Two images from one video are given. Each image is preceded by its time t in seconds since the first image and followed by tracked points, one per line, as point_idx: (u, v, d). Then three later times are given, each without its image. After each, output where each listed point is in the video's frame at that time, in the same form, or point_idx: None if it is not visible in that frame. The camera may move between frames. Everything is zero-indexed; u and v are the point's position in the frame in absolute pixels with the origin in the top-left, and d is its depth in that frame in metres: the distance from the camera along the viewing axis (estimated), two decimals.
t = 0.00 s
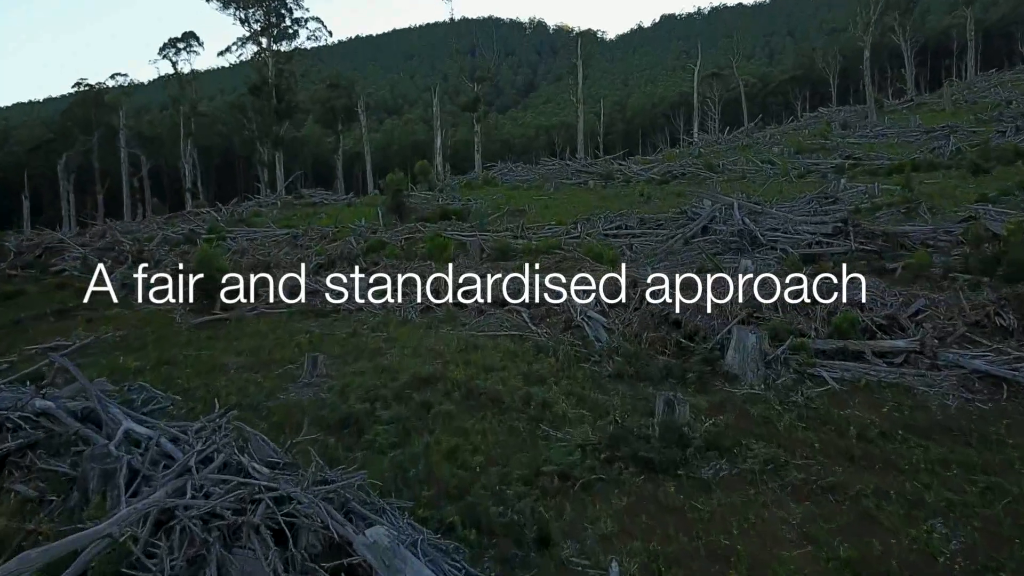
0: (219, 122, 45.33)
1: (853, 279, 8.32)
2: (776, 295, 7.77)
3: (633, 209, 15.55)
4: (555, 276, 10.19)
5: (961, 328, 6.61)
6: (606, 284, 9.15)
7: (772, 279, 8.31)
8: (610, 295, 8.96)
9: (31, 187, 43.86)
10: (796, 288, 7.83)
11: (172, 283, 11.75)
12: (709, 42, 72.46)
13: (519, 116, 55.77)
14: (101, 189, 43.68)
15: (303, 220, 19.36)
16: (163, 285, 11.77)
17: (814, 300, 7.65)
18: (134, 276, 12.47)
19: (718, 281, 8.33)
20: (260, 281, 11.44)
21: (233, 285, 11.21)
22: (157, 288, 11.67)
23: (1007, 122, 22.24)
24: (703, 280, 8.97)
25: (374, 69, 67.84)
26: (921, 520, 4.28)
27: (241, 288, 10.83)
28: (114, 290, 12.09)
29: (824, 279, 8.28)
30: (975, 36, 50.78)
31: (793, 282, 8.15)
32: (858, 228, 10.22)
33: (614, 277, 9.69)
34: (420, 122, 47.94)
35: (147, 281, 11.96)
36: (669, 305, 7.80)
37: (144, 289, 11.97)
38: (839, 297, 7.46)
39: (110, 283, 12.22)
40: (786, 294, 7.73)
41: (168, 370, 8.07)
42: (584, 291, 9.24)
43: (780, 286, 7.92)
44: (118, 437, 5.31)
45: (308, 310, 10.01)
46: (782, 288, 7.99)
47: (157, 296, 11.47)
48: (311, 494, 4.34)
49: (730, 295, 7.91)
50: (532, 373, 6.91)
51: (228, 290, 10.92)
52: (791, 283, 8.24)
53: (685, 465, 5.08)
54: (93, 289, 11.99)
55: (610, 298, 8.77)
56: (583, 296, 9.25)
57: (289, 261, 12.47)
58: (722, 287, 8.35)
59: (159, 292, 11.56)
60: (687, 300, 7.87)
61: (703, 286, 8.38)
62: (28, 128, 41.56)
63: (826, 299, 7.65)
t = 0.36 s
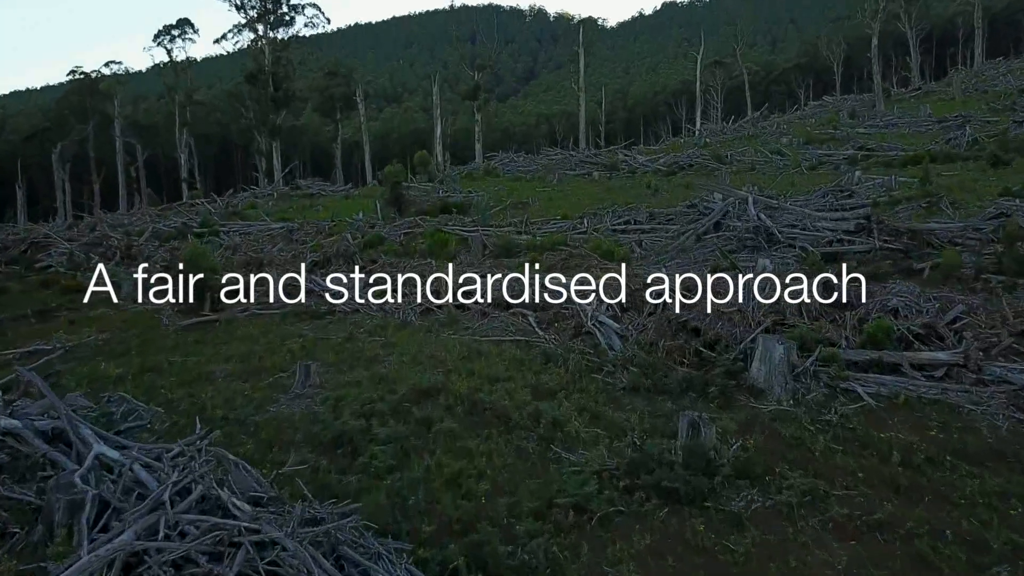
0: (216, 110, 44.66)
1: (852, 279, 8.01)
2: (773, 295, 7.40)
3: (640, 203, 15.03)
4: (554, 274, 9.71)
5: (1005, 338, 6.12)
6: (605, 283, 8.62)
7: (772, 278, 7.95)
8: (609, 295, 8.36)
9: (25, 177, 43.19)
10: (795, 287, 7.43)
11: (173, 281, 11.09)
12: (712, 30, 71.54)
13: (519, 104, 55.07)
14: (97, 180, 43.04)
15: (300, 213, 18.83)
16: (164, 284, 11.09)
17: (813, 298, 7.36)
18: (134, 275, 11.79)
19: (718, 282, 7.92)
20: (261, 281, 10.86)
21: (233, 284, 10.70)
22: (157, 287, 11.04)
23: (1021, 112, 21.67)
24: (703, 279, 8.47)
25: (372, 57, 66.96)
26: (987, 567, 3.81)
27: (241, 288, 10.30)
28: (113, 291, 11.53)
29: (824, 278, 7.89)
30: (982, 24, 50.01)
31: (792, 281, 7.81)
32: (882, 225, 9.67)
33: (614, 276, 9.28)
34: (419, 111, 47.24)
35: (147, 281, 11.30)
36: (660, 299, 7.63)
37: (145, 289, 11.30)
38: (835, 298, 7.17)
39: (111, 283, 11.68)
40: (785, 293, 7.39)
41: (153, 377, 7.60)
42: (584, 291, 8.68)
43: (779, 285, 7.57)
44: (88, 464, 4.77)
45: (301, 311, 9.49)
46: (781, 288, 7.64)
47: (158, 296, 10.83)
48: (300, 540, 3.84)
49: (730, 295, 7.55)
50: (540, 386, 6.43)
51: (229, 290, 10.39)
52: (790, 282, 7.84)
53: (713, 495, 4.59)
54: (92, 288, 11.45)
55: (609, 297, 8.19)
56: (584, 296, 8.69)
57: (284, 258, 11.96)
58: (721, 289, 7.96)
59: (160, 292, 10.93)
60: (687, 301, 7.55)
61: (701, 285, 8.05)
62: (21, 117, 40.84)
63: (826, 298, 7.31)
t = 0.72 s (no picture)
0: (213, 99, 43.97)
1: (849, 279, 7.79)
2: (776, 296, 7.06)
3: (647, 196, 14.49)
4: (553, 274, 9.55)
5: None
6: (605, 283, 8.17)
7: (772, 277, 7.65)
8: (608, 295, 7.94)
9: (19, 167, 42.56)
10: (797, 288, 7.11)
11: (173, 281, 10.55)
12: (714, 17, 70.54)
13: (518, 92, 54.33)
14: (92, 169, 42.41)
15: (296, 206, 18.28)
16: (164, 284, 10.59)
17: (812, 298, 7.05)
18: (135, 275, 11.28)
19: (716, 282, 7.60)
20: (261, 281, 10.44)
21: (232, 284, 10.37)
22: (157, 287, 10.52)
23: None
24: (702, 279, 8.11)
25: (370, 44, 66.02)
26: None
27: (242, 288, 9.86)
28: (114, 291, 10.90)
29: (823, 278, 7.70)
30: (988, 11, 49.20)
31: (792, 280, 7.51)
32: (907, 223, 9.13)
33: (611, 278, 8.93)
34: (418, 99, 46.53)
35: (147, 281, 10.82)
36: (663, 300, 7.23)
37: (145, 290, 10.85)
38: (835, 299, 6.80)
39: (111, 282, 11.08)
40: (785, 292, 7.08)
41: (132, 390, 7.04)
42: (584, 291, 8.22)
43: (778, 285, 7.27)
44: (49, 500, 4.24)
45: (295, 313, 8.97)
46: (780, 288, 7.33)
47: (158, 297, 10.30)
48: None
49: (729, 295, 7.36)
50: (549, 403, 5.94)
51: (229, 290, 10.02)
52: (790, 282, 7.52)
53: (747, 536, 4.11)
54: (92, 288, 10.88)
55: (609, 297, 7.83)
56: (584, 296, 8.20)
57: (276, 257, 11.48)
58: (721, 288, 7.62)
59: (160, 292, 10.36)
60: (688, 301, 7.13)
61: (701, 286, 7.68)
62: (15, 105, 40.16)
63: (826, 298, 6.96)
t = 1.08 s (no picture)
0: (211, 88, 43.28)
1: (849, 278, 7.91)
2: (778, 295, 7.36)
3: (656, 193, 13.97)
4: (551, 273, 9.62)
5: None
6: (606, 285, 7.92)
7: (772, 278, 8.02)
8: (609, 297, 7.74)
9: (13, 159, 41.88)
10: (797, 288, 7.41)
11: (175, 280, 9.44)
12: (716, 5, 69.54)
13: (519, 81, 53.57)
14: (86, 161, 41.71)
15: (292, 201, 17.73)
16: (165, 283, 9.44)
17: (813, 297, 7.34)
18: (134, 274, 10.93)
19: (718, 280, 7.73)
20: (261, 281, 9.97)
21: (233, 285, 9.94)
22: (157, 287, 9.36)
23: None
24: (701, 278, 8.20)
25: (368, 33, 65.07)
26: None
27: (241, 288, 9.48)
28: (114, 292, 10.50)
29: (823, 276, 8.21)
30: None
31: (792, 281, 7.83)
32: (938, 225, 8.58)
33: (613, 279, 8.97)
34: (418, 88, 45.83)
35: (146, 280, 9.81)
36: (674, 307, 6.77)
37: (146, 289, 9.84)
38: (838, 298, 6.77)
39: (111, 283, 10.69)
40: (785, 292, 7.30)
41: (109, 410, 6.55)
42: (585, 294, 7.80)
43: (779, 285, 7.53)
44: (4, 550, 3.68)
45: (285, 320, 8.48)
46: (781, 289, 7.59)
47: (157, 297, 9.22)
48: None
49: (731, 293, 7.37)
50: (561, 430, 5.45)
51: (229, 290, 9.65)
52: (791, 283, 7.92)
53: None
54: (92, 289, 10.43)
55: (608, 297, 7.67)
56: (582, 296, 7.87)
57: (269, 258, 10.93)
58: (721, 285, 7.81)
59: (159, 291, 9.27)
60: (687, 301, 6.89)
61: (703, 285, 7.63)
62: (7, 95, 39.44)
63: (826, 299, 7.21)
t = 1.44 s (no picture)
0: (207, 77, 42.55)
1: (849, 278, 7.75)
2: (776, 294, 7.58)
3: (665, 190, 13.43)
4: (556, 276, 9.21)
5: None
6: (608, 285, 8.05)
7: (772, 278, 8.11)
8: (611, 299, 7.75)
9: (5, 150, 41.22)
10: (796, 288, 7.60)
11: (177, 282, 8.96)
12: None
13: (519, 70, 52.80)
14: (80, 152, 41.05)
15: (287, 196, 17.19)
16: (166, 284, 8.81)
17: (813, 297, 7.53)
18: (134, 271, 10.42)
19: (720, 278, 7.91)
20: (262, 281, 9.57)
21: (232, 285, 9.53)
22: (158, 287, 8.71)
23: None
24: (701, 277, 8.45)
25: (365, 21, 64.11)
26: None
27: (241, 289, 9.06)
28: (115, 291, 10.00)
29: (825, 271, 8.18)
30: None
31: (792, 280, 7.89)
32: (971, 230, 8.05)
33: (614, 279, 8.89)
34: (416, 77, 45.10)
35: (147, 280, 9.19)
36: (692, 322, 6.26)
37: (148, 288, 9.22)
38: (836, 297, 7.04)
39: (112, 283, 10.15)
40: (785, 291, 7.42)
41: (81, 434, 6.07)
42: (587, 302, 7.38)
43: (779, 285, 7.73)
44: None
45: (275, 331, 7.97)
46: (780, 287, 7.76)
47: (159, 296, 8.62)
48: None
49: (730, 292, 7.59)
50: (574, 466, 4.94)
51: (228, 291, 9.22)
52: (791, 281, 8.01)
53: None
54: (92, 289, 9.95)
55: (609, 297, 7.88)
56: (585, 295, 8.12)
57: (260, 260, 10.38)
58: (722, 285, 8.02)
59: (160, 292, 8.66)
60: (687, 300, 7.05)
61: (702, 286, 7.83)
62: None
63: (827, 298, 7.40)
